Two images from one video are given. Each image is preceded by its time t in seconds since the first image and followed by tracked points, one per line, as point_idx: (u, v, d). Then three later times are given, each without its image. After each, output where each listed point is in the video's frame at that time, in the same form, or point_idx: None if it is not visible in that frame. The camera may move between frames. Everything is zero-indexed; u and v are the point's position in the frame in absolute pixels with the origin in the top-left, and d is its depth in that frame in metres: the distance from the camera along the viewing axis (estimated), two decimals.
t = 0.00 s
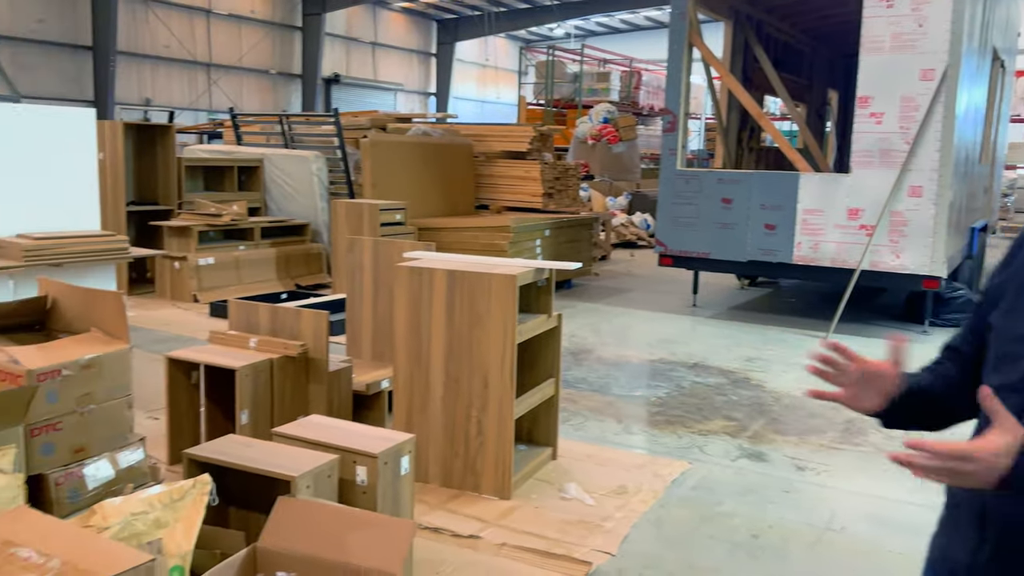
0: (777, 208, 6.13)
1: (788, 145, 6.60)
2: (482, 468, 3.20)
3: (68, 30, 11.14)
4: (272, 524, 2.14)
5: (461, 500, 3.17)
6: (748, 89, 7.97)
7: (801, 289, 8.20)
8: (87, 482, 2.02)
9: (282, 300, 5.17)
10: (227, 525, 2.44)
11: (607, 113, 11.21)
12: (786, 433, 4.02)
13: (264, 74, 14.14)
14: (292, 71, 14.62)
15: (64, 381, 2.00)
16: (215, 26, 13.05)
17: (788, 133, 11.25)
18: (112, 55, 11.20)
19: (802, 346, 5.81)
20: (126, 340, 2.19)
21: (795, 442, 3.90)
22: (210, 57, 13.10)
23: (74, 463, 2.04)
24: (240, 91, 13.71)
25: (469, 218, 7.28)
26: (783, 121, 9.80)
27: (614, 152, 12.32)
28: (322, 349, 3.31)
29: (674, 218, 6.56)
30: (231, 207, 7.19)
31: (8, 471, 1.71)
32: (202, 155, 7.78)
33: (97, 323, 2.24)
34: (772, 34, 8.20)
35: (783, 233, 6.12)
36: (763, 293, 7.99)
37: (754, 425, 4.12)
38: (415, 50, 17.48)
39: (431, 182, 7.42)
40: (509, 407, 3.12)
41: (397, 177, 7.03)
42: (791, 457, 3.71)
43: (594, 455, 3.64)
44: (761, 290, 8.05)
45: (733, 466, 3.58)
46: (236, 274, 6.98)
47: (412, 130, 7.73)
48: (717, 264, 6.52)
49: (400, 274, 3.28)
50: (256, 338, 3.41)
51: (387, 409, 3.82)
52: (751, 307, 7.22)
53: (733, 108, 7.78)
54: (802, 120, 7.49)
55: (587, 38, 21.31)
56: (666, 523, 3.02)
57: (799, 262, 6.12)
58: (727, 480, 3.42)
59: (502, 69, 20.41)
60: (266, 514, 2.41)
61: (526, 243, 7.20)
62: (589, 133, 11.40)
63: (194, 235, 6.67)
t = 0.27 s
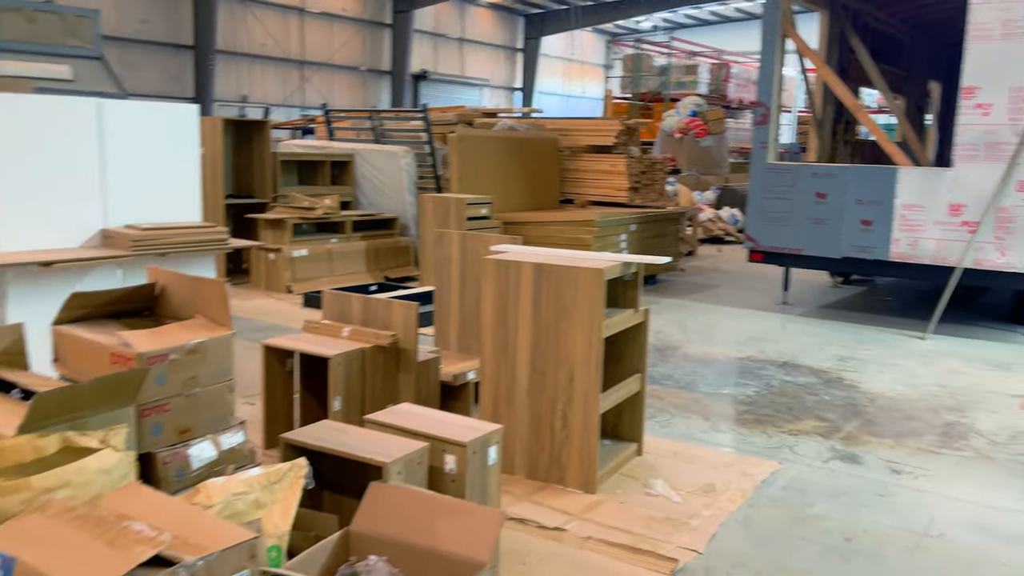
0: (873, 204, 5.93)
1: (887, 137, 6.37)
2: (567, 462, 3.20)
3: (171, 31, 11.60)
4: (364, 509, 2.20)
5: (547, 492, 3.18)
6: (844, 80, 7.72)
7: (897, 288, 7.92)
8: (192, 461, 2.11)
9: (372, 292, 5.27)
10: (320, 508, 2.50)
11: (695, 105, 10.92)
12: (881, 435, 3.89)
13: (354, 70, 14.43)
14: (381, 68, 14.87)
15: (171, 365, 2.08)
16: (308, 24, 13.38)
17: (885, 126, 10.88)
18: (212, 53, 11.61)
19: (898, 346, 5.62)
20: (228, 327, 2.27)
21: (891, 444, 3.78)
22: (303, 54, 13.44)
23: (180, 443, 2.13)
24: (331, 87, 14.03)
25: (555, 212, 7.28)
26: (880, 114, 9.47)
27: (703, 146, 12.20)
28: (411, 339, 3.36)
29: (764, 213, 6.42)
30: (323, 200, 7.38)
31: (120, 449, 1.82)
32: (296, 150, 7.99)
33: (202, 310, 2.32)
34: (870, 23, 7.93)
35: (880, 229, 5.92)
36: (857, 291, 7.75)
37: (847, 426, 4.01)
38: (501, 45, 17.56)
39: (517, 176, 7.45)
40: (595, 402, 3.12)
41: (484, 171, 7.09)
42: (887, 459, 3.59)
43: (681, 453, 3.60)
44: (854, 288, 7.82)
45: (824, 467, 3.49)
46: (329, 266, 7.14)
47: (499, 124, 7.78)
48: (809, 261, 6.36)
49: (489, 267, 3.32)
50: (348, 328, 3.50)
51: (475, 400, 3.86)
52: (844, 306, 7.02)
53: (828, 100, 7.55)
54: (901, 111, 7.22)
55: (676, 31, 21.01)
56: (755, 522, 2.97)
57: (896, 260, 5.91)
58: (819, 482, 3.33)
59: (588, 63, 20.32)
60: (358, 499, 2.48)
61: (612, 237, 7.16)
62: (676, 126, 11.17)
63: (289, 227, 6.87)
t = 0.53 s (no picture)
0: (990, 199, 5.65)
1: (1007, 129, 6.06)
2: (665, 458, 3.18)
3: (277, 30, 11.99)
4: (467, 495, 2.24)
5: (645, 487, 3.17)
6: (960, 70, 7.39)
7: (1013, 287, 7.53)
8: (305, 443, 2.16)
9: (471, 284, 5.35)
10: (423, 493, 2.55)
11: (796, 97, 10.68)
12: (996, 440, 3.72)
13: (451, 66, 14.60)
14: (478, 63, 15.00)
15: (288, 350, 2.17)
16: (407, 21, 13.62)
17: (1003, 117, 10.35)
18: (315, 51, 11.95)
19: (1015, 348, 5.35)
20: (339, 315, 2.34)
21: (1008, 450, 3.61)
22: (402, 50, 13.69)
23: (294, 425, 2.22)
24: (428, 82, 14.24)
25: (651, 206, 7.22)
26: (998, 104, 9.02)
27: (804, 139, 11.97)
28: (508, 330, 3.39)
29: (872, 208, 6.21)
30: (421, 194, 7.52)
31: (240, 428, 1.90)
32: (396, 145, 8.16)
33: (314, 298, 2.40)
34: (988, 9, 7.56)
35: (997, 225, 5.64)
36: (969, 290, 7.41)
37: (959, 430, 3.85)
38: (597, 38, 17.46)
39: (613, 169, 7.40)
40: (695, 399, 3.08)
41: (580, 165, 7.08)
42: (1003, 466, 3.43)
43: (783, 452, 3.53)
44: (966, 287, 7.47)
45: (935, 471, 3.36)
46: (426, 259, 7.27)
47: (595, 118, 7.75)
48: (919, 258, 6.11)
49: (588, 260, 3.35)
50: (448, 319, 3.57)
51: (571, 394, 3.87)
52: (955, 305, 6.72)
53: (941, 91, 7.24)
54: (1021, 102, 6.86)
55: (777, 21, 20.47)
56: (861, 525, 2.88)
57: (1014, 258, 5.62)
58: (929, 486, 3.21)
59: (686, 55, 20.00)
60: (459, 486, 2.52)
61: (709, 232, 7.05)
62: (777, 119, 10.80)
63: (388, 220, 7.03)
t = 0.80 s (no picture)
0: None
1: None
2: (757, 458, 3.13)
3: (368, 28, 12.22)
4: (560, 487, 2.25)
5: (736, 487, 3.13)
6: None
7: None
8: (402, 431, 2.26)
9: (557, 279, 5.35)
10: (513, 485, 2.59)
11: (895, 90, 10.28)
12: None
13: (537, 62, 14.60)
14: (564, 58, 14.96)
15: (388, 340, 2.23)
16: (494, 17, 13.70)
17: None
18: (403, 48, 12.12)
19: None
20: (436, 306, 2.39)
21: None
22: (489, 47, 13.77)
23: (392, 414, 2.27)
24: (515, 78, 14.29)
25: (741, 202, 7.09)
26: None
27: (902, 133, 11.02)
28: (597, 326, 3.37)
29: (977, 205, 5.95)
30: (508, 190, 7.56)
31: (343, 415, 1.96)
32: (482, 141, 8.23)
33: (413, 290, 2.45)
34: None
35: None
36: None
37: None
38: (685, 32, 17.22)
39: (702, 165, 7.30)
40: (790, 400, 3.02)
41: (668, 160, 7.00)
42: None
43: (880, 456, 3.43)
44: None
45: None
46: (512, 253, 7.31)
47: (684, 112, 7.65)
48: None
49: (680, 256, 3.31)
50: (537, 313, 3.57)
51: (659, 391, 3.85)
52: None
53: None
54: None
55: (874, 12, 19.79)
56: (965, 535, 2.78)
57: None
58: None
59: (777, 48, 19.51)
60: (549, 479, 2.54)
61: (802, 228, 6.88)
62: (874, 112, 10.47)
63: (475, 216, 7.11)
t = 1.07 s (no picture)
0: None
1: None
2: (845, 460, 3.06)
3: (447, 25, 12.34)
4: (645, 483, 2.24)
5: (823, 489, 3.06)
6: None
7: None
8: (489, 422, 2.26)
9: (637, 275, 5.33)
10: (597, 478, 2.60)
11: (989, 82, 9.90)
12: None
13: (616, 57, 14.50)
14: (643, 53, 14.81)
15: (476, 332, 2.26)
16: (573, 11, 13.67)
17: None
18: (482, 44, 12.20)
19: None
20: (523, 299, 2.41)
21: None
22: (567, 42, 13.75)
23: (480, 404, 2.30)
24: (593, 73, 14.22)
25: (827, 198, 6.93)
26: None
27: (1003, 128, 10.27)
28: (680, 323, 3.33)
29: None
30: (586, 185, 7.54)
31: (433, 404, 2.00)
32: (561, 136, 8.22)
33: (501, 283, 2.47)
34: None
35: None
36: None
37: None
38: (767, 25, 16.87)
39: (786, 160, 7.15)
40: (881, 401, 2.94)
41: (752, 155, 6.88)
42: None
43: (976, 461, 3.31)
44: None
45: None
46: (590, 249, 7.29)
47: (768, 107, 7.50)
48: None
49: (769, 252, 3.25)
50: (619, 309, 3.55)
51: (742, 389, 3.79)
52: None
53: None
54: None
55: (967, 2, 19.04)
56: None
57: None
58: None
59: (864, 40, 18.92)
60: (633, 474, 2.54)
61: (892, 225, 6.67)
62: (967, 106, 10.16)
63: (553, 212, 7.13)
